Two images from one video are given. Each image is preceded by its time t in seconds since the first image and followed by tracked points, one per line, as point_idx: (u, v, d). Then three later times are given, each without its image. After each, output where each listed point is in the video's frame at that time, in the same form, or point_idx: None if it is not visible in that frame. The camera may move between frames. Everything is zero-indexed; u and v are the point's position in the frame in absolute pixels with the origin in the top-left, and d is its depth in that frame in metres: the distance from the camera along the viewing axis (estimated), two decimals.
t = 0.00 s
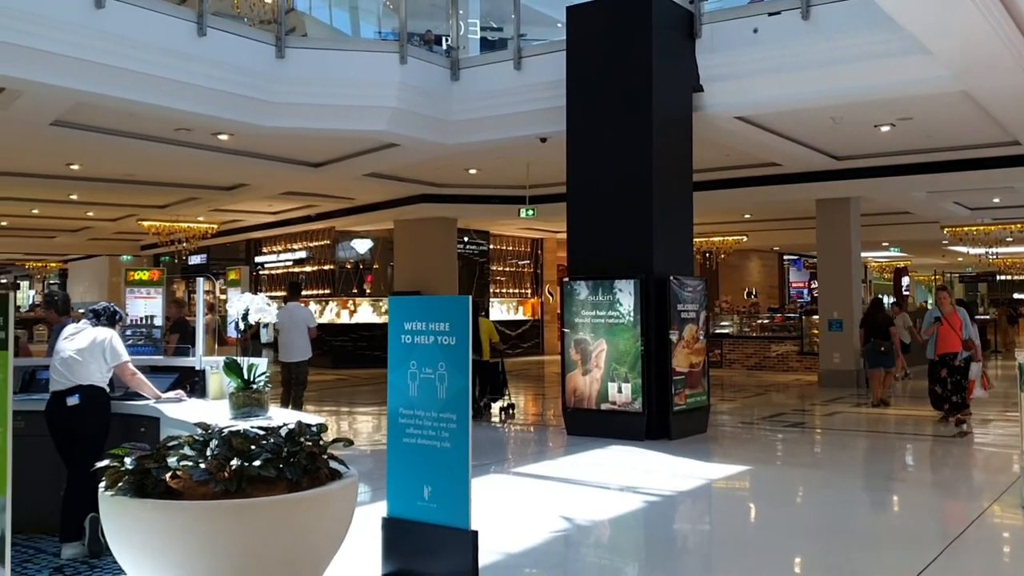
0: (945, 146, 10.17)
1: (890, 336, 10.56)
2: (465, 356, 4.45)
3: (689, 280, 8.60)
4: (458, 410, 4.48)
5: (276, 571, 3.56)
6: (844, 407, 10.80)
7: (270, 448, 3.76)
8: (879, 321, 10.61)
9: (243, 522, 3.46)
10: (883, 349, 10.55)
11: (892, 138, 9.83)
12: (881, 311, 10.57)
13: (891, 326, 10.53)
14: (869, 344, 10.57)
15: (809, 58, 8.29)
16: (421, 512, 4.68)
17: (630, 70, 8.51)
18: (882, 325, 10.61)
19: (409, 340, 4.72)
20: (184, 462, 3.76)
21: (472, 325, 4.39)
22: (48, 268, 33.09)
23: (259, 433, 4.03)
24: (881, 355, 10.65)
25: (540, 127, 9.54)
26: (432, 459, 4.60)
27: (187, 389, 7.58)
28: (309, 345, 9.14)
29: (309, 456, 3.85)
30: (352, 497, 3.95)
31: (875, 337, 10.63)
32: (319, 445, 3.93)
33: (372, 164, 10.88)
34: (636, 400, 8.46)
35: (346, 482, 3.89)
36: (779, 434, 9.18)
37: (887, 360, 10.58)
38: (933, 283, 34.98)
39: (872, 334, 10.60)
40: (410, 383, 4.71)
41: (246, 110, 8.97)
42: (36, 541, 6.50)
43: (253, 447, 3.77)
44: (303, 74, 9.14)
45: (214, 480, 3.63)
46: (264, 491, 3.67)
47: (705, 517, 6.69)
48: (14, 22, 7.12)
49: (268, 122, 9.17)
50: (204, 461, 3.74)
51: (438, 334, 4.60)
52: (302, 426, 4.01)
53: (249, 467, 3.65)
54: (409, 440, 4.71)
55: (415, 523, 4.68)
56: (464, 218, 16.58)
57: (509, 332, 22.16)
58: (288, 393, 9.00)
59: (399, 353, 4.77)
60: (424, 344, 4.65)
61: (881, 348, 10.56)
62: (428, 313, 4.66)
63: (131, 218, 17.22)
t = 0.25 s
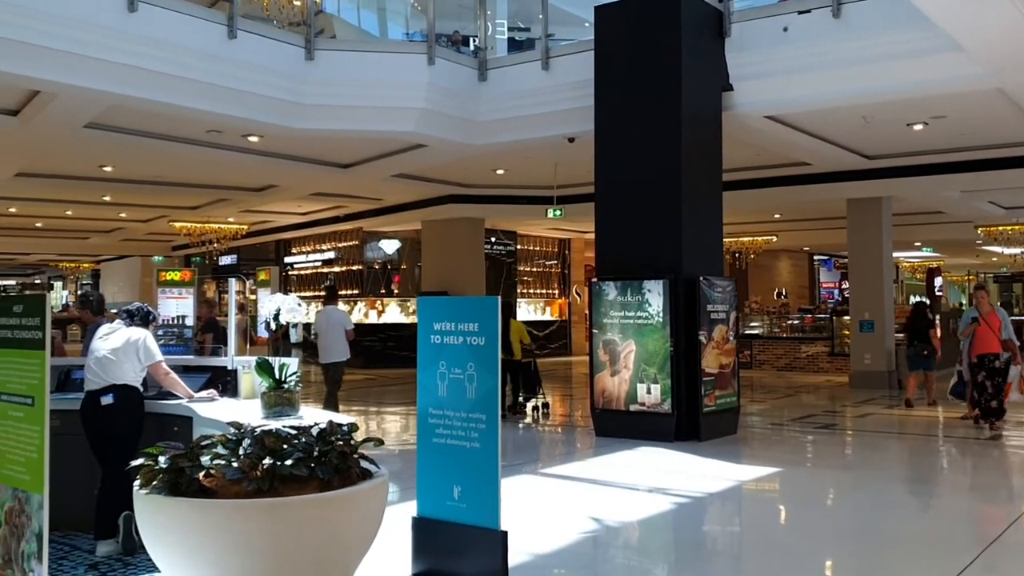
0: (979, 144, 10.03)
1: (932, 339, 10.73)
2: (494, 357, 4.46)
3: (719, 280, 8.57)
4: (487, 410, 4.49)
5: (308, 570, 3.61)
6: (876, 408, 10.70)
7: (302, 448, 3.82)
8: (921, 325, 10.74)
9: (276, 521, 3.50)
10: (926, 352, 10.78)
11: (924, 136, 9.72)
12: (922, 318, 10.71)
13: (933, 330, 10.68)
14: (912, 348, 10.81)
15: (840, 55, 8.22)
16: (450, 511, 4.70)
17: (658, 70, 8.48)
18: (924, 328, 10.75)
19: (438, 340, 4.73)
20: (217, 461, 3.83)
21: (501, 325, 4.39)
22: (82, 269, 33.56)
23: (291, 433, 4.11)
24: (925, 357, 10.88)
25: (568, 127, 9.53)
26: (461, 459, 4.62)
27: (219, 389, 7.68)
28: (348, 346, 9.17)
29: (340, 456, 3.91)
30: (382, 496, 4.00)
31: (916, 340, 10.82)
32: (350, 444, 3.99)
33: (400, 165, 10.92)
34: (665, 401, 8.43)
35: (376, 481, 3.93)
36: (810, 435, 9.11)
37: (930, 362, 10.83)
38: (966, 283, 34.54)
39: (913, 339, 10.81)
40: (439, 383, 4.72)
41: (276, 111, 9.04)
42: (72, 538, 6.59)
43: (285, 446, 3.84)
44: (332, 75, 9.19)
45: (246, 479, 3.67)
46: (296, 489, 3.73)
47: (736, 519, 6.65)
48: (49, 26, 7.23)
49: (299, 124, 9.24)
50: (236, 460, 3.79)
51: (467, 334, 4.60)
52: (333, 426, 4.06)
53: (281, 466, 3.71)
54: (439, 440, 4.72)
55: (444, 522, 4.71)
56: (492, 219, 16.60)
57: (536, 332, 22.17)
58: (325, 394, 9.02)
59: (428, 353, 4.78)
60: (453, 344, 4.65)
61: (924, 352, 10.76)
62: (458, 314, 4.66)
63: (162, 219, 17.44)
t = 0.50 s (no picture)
0: (1011, 143, 9.90)
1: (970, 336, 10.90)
2: (521, 357, 4.45)
3: (746, 280, 8.54)
4: (514, 411, 4.49)
5: (337, 567, 3.73)
6: (906, 409, 10.60)
7: (330, 447, 3.96)
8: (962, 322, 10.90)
9: (306, 519, 3.63)
10: (962, 349, 10.92)
11: (955, 135, 9.61)
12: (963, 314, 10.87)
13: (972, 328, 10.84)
14: (950, 345, 10.91)
15: (869, 54, 8.14)
16: (478, 511, 4.72)
17: (684, 70, 8.45)
18: (964, 325, 10.91)
19: (466, 341, 4.75)
20: (247, 460, 3.96)
21: (528, 326, 4.38)
22: (112, 270, 33.97)
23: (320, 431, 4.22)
24: (962, 354, 11.02)
25: (594, 128, 9.52)
26: (488, 459, 4.63)
27: (249, 388, 7.75)
28: (382, 342, 9.25)
29: (368, 455, 4.05)
30: (410, 496, 4.13)
31: (954, 338, 10.96)
32: (378, 444, 4.12)
33: (426, 166, 10.96)
34: (693, 403, 8.40)
35: (404, 481, 4.07)
36: (839, 437, 9.03)
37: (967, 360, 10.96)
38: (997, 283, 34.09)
39: (952, 335, 10.96)
40: (467, 384, 4.74)
41: (303, 113, 9.09)
42: (106, 535, 6.67)
43: (314, 446, 3.97)
44: (359, 77, 9.22)
45: (275, 478, 3.80)
46: (325, 489, 3.87)
47: (764, 520, 6.60)
48: (79, 29, 7.33)
49: (326, 126, 9.30)
50: (266, 459, 3.92)
51: (494, 334, 4.61)
52: (361, 426, 4.19)
53: (310, 466, 3.84)
54: (466, 440, 4.75)
55: (471, 522, 4.73)
56: (517, 219, 16.60)
57: (562, 332, 22.14)
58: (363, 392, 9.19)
59: (456, 354, 4.80)
60: (481, 344, 4.66)
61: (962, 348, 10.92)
62: (485, 314, 4.66)
63: (191, 221, 17.63)
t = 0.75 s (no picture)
0: None
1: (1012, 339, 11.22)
2: (551, 359, 4.45)
3: (778, 281, 8.52)
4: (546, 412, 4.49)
5: (368, 566, 3.81)
6: (941, 412, 10.48)
7: (363, 447, 4.07)
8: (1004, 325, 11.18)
9: (336, 520, 3.70)
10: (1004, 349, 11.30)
11: (990, 133, 9.48)
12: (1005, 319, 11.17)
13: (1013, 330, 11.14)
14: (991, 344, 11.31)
15: (902, 52, 8.05)
16: (509, 512, 4.73)
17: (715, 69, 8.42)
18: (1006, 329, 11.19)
19: (496, 342, 4.75)
20: (281, 459, 4.11)
21: (559, 327, 4.37)
22: (145, 272, 34.44)
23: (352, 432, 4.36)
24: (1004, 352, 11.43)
25: (624, 128, 9.50)
26: (519, 460, 4.63)
27: (281, 388, 7.82)
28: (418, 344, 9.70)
29: (401, 455, 4.15)
30: (441, 496, 4.21)
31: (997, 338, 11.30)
32: (410, 444, 4.21)
33: (455, 167, 11.00)
34: (724, 404, 8.35)
35: (435, 481, 4.15)
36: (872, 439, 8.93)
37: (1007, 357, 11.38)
38: None
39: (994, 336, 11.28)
40: (498, 384, 4.74)
41: (333, 115, 9.16)
42: (141, 534, 6.73)
43: (347, 445, 4.09)
44: (389, 79, 9.26)
45: (309, 477, 3.92)
46: (358, 488, 3.96)
47: (796, 523, 6.55)
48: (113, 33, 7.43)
49: (357, 128, 9.36)
50: (299, 459, 4.07)
51: (525, 336, 4.60)
52: (393, 426, 4.30)
53: (343, 465, 3.94)
54: (497, 441, 4.75)
55: (503, 523, 4.74)
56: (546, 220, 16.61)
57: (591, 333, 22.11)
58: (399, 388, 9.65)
59: (486, 354, 4.81)
60: (511, 345, 4.66)
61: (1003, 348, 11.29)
62: (516, 314, 4.66)
63: (223, 222, 17.82)
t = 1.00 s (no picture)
0: None
1: None
2: (583, 359, 4.46)
3: (812, 281, 8.46)
4: (578, 413, 4.49)
5: (404, 565, 3.83)
6: (978, 414, 10.33)
7: (396, 447, 4.09)
8: None
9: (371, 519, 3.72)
10: None
11: None
12: None
13: None
14: None
15: (937, 49, 7.94)
16: (541, 513, 4.74)
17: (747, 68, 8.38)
18: None
19: (528, 342, 4.76)
20: (315, 458, 4.15)
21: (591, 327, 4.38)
22: (179, 273, 34.87)
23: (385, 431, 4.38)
24: None
25: (655, 128, 9.48)
26: (552, 461, 4.64)
27: (315, 388, 7.85)
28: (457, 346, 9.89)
29: (433, 455, 4.17)
30: (474, 496, 4.21)
31: None
32: (442, 444, 4.24)
33: (486, 168, 11.02)
34: (757, 406, 8.30)
35: (469, 482, 4.15)
36: (908, 441, 8.83)
37: None
38: None
39: None
40: (530, 385, 4.75)
41: (363, 117, 9.20)
42: (177, 532, 6.80)
43: (381, 446, 4.12)
44: (419, 81, 9.28)
45: (343, 477, 3.96)
46: (390, 488, 3.98)
47: (830, 525, 6.48)
48: (146, 36, 7.54)
49: (388, 129, 9.40)
50: (333, 458, 4.11)
51: (557, 336, 4.61)
52: (426, 426, 4.32)
53: (377, 465, 3.98)
54: (529, 442, 4.76)
55: (535, 525, 4.75)
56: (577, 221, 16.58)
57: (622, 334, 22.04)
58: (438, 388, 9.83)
59: (518, 355, 4.82)
60: (544, 346, 4.68)
61: None
62: (548, 316, 4.66)
63: (256, 224, 18.00)
